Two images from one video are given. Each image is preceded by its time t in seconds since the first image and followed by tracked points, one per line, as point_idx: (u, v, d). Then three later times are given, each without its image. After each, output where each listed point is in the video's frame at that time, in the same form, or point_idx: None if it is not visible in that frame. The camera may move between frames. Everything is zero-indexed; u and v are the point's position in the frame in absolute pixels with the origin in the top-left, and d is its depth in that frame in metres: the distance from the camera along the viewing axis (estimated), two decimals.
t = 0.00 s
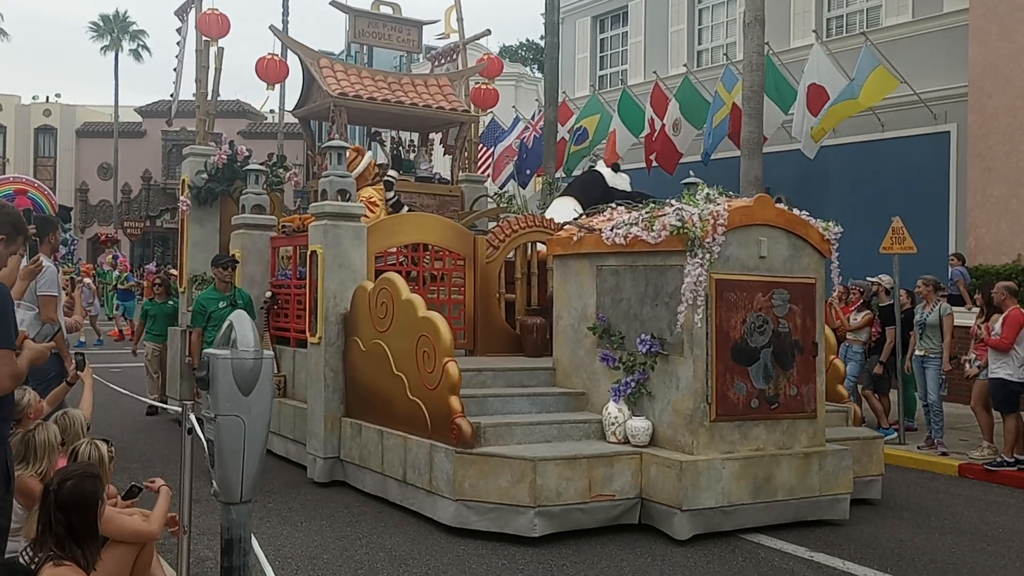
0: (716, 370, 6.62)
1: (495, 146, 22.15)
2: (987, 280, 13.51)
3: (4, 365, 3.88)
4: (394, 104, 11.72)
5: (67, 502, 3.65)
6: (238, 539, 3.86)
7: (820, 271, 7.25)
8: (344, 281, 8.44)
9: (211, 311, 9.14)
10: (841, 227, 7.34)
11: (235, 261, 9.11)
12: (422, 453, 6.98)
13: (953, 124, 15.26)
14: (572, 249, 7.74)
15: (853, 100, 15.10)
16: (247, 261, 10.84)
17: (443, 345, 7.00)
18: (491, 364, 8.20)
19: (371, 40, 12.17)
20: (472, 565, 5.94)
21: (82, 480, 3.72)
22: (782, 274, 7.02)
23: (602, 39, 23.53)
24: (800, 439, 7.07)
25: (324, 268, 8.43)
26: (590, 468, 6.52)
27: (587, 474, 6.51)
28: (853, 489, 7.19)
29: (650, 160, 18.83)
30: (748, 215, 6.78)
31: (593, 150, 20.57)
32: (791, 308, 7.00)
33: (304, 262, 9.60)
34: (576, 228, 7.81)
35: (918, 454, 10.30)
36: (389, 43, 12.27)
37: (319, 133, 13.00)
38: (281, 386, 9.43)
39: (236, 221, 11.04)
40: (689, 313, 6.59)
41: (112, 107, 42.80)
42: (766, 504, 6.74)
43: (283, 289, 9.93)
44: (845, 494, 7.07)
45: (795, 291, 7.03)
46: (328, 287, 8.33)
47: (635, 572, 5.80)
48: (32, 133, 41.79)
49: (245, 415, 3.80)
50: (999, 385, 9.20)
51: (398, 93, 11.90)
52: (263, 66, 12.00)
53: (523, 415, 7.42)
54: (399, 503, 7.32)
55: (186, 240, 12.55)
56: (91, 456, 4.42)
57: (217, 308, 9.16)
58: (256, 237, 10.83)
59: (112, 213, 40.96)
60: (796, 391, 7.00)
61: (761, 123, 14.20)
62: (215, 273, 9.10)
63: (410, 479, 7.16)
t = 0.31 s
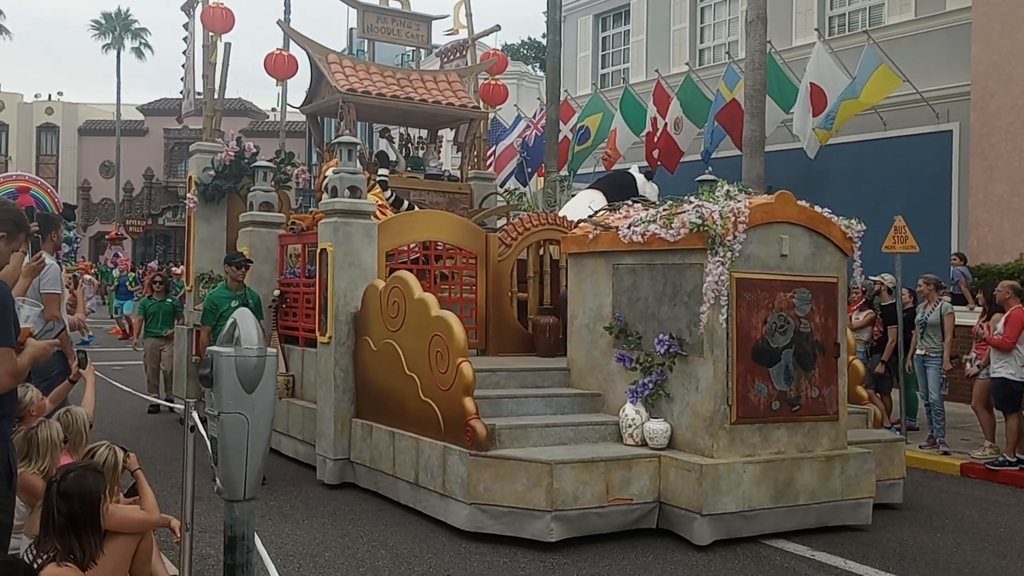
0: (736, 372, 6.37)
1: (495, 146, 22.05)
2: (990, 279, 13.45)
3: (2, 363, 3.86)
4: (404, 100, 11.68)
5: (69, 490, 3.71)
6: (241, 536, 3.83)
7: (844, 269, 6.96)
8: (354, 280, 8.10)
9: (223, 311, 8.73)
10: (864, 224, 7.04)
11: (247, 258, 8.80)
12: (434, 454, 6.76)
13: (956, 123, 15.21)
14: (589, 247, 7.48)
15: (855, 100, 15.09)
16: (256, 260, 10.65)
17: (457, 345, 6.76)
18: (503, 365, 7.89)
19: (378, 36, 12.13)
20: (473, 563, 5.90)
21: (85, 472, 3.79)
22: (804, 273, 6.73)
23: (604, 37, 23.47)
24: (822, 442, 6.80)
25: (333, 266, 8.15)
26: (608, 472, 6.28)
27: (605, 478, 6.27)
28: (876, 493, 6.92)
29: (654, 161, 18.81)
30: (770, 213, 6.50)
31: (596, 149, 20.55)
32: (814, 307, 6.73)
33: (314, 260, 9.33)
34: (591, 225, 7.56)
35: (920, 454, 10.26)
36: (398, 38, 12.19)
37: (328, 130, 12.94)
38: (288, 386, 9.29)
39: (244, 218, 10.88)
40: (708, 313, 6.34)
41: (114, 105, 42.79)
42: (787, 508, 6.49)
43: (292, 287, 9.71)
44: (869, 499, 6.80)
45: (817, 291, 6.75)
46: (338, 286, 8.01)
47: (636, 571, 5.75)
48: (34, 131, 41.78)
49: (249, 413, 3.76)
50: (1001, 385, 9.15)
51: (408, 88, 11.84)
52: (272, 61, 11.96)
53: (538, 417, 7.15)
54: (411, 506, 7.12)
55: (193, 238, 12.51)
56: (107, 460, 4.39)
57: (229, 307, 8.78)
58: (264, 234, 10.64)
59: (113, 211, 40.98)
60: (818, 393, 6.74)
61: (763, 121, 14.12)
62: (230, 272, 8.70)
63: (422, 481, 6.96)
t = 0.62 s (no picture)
0: (757, 373, 6.15)
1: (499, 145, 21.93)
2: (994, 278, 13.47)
3: (2, 360, 3.82)
4: (414, 96, 11.62)
5: (69, 495, 3.69)
6: (245, 535, 3.80)
7: (866, 268, 6.74)
8: (365, 277, 8.01)
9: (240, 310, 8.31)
10: (887, 221, 6.80)
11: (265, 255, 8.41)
12: (448, 456, 6.60)
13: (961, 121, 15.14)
14: (604, 244, 7.28)
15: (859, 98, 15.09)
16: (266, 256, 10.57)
17: (471, 345, 6.58)
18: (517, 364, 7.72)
19: (389, 30, 12.08)
20: (477, 562, 5.87)
21: (85, 475, 3.75)
22: (826, 272, 6.52)
23: (609, 35, 23.42)
24: (843, 445, 6.57)
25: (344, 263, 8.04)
26: (625, 475, 6.10)
27: (622, 481, 6.09)
28: (899, 496, 6.70)
29: (659, 159, 18.69)
30: (791, 209, 6.29)
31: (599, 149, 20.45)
32: (835, 306, 6.51)
33: (324, 258, 9.24)
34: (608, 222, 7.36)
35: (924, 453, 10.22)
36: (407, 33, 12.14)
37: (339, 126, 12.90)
38: (299, 385, 9.21)
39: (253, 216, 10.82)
40: (729, 313, 6.13)
41: (118, 102, 42.81)
42: (809, 513, 6.28)
43: (301, 286, 9.61)
44: (892, 503, 6.58)
45: (839, 290, 6.54)
46: (350, 284, 7.92)
47: (639, 571, 5.70)
48: (38, 129, 41.80)
49: (254, 412, 3.74)
50: (1006, 384, 9.06)
51: (418, 84, 11.79)
52: (281, 57, 11.93)
53: (554, 419, 6.98)
54: (425, 509, 6.97)
55: (202, 235, 12.52)
56: (121, 465, 4.37)
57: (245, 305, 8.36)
58: (273, 231, 10.56)
59: (117, 208, 41.02)
60: (840, 395, 6.52)
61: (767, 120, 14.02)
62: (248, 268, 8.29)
63: (434, 483, 6.80)
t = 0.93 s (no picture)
0: (777, 372, 6.04)
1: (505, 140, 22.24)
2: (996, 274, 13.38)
3: (3, 357, 3.78)
4: (422, 91, 11.56)
5: (69, 491, 3.67)
6: (247, 531, 3.77)
7: (887, 264, 6.64)
8: (374, 275, 7.95)
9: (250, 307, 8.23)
10: (908, 216, 6.72)
11: (275, 253, 8.18)
12: (459, 457, 6.51)
13: (963, 117, 15.09)
14: (618, 241, 7.16)
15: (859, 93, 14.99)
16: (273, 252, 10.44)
17: (483, 343, 6.50)
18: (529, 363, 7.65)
19: (395, 25, 12.02)
20: (479, 558, 5.85)
21: (85, 471, 3.73)
22: (846, 268, 6.42)
23: (610, 31, 23.35)
24: (864, 445, 6.45)
25: (352, 260, 7.99)
26: (642, 477, 5.97)
27: (639, 483, 5.96)
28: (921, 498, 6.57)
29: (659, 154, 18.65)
30: (811, 204, 6.19)
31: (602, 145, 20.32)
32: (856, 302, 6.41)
33: (332, 254, 9.19)
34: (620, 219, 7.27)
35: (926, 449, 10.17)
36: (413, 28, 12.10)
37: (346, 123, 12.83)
38: (307, 384, 9.16)
39: (259, 212, 10.65)
40: (748, 310, 6.02)
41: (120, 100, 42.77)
42: (830, 515, 6.16)
43: (308, 283, 9.55)
44: (914, 504, 6.46)
45: (859, 287, 6.44)
46: (358, 281, 7.87)
47: (642, 568, 5.68)
48: (40, 126, 41.76)
49: (255, 407, 3.72)
50: (1008, 380, 9.03)
51: (425, 78, 11.77)
52: (288, 50, 11.88)
53: (568, 419, 6.91)
54: (435, 510, 6.87)
55: (207, 232, 12.47)
56: (127, 462, 4.34)
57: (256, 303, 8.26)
58: (281, 228, 10.44)
59: (119, 206, 40.99)
60: (861, 394, 6.41)
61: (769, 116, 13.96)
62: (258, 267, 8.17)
63: (446, 484, 6.70)
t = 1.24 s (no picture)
0: (795, 371, 5.98)
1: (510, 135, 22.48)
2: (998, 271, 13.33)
3: (3, 354, 3.74)
4: (428, 87, 11.51)
5: (72, 490, 3.63)
6: (246, 528, 3.74)
7: (907, 261, 6.59)
8: (382, 272, 7.92)
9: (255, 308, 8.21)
10: (929, 212, 6.68)
11: (278, 253, 8.16)
12: (470, 458, 6.45)
13: (963, 114, 15.04)
14: (631, 237, 7.11)
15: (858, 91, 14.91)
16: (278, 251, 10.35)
17: (495, 342, 6.44)
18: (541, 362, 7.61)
19: (401, 20, 11.97)
20: (479, 556, 5.85)
21: (88, 470, 3.70)
22: (866, 264, 6.37)
23: (609, 29, 23.29)
24: (884, 445, 6.39)
25: (360, 258, 7.95)
26: (657, 478, 5.90)
27: (654, 484, 5.89)
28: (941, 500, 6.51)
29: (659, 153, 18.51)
30: (829, 199, 6.13)
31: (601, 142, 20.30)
32: (876, 300, 6.35)
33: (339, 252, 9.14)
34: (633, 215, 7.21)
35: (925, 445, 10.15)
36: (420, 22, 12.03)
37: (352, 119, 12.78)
38: (313, 383, 9.11)
39: (265, 209, 10.56)
40: (766, 308, 5.96)
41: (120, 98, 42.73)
42: (849, 516, 6.09)
43: (314, 281, 9.50)
44: (933, 506, 6.40)
45: (879, 283, 6.38)
46: (365, 278, 7.83)
47: (643, 566, 5.67)
48: (40, 125, 41.72)
49: (254, 405, 3.68)
50: (1009, 377, 9.00)
51: (432, 74, 11.71)
52: (292, 46, 11.85)
53: (580, 418, 6.87)
54: (445, 512, 6.81)
55: (212, 230, 12.43)
56: (129, 462, 4.31)
57: (261, 303, 8.22)
58: (286, 225, 10.35)
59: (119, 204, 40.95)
60: (880, 394, 6.35)
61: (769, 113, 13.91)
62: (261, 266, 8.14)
63: (456, 486, 6.65)
